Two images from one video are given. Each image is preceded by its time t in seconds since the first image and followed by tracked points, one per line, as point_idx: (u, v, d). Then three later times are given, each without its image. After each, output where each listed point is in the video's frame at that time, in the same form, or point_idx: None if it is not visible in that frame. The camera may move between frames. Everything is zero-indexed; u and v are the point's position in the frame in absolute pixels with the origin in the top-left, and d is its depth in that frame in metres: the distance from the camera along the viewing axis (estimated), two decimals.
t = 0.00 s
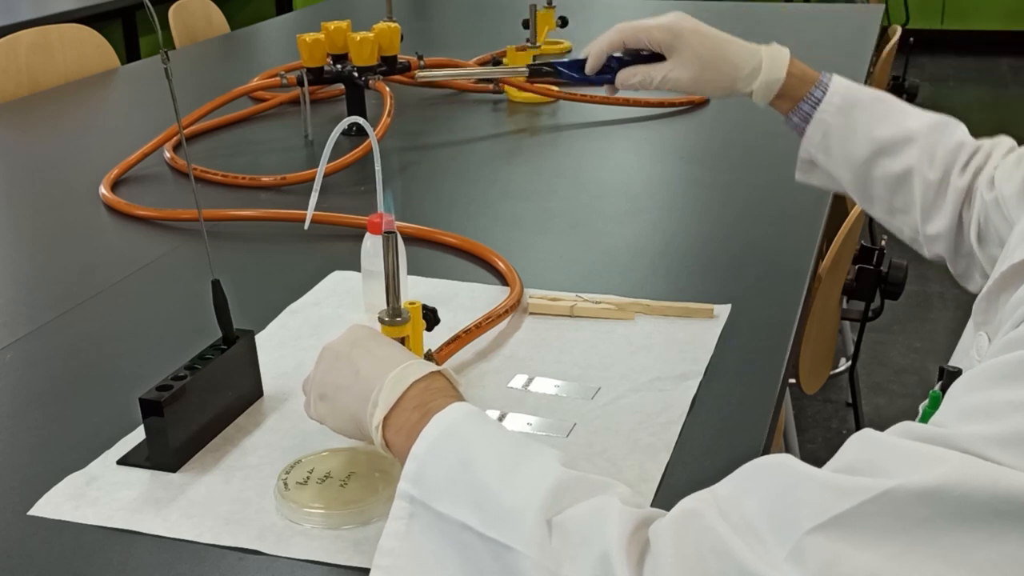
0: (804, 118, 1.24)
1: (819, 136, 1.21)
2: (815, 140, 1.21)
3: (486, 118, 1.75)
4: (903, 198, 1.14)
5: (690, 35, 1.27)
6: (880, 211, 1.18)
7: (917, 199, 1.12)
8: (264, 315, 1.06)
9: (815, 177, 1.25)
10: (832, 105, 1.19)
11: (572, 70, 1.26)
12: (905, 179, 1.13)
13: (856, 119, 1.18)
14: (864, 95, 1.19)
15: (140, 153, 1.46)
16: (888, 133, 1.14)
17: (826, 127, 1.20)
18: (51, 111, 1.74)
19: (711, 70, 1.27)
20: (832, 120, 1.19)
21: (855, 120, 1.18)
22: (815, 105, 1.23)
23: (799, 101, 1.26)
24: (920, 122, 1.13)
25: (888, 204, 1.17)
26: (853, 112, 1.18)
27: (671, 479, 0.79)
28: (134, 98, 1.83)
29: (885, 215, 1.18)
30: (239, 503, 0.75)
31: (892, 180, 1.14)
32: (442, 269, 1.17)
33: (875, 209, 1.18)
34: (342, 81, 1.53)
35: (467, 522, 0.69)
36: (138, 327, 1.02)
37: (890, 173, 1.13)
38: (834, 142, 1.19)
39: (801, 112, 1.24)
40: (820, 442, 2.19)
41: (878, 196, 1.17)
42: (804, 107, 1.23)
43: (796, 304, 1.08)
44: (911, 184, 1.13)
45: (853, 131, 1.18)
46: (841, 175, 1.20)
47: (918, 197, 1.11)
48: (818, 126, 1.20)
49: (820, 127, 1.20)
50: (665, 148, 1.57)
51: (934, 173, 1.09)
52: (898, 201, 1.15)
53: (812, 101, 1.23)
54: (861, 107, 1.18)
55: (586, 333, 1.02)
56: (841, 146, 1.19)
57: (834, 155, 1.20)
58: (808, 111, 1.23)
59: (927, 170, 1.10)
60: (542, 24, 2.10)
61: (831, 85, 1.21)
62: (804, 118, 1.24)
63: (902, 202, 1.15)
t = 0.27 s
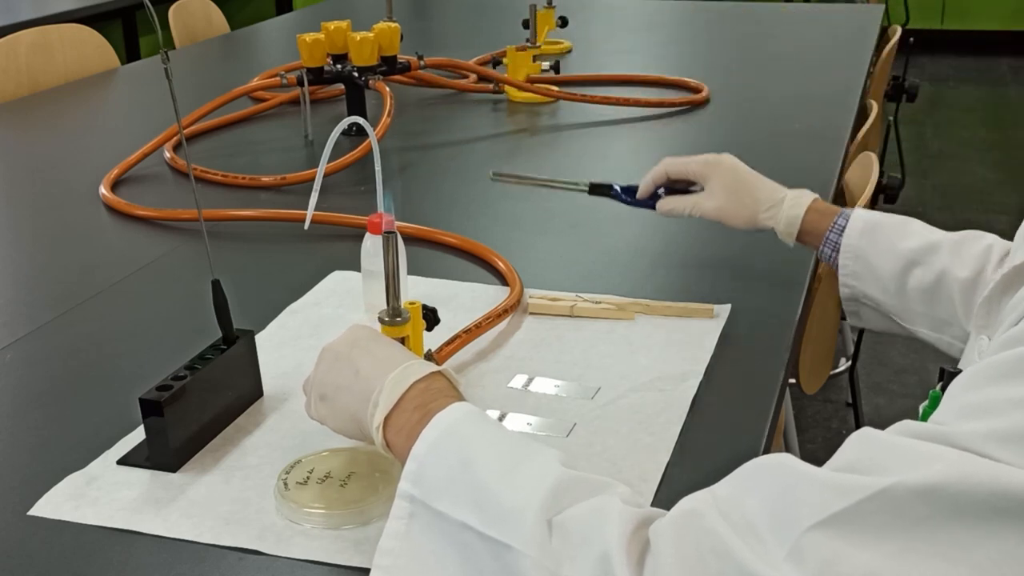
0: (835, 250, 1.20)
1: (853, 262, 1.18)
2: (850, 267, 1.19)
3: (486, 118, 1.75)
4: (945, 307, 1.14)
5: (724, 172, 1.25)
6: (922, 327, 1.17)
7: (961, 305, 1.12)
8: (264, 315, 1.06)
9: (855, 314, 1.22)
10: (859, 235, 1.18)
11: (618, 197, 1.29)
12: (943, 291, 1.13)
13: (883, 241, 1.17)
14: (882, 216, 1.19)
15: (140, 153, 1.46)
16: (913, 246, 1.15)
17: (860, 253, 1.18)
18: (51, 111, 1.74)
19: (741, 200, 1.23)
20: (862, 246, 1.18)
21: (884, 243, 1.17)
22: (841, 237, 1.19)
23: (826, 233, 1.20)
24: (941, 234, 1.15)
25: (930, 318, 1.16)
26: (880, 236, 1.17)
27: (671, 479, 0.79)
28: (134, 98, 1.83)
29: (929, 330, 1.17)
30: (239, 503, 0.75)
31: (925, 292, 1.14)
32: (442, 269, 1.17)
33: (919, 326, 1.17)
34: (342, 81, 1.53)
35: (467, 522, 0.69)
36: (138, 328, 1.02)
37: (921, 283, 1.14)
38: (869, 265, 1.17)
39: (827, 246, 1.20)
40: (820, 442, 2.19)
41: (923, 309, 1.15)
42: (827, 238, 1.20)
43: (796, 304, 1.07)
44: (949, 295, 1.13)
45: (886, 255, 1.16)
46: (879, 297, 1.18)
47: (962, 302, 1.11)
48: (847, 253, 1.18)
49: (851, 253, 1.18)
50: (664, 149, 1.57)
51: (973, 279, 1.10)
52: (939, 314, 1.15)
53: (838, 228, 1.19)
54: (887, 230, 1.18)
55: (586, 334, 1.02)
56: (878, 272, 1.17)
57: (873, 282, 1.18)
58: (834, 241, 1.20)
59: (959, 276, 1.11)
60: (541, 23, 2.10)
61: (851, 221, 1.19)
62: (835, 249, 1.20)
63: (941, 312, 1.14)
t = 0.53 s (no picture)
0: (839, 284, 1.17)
1: (858, 294, 1.18)
2: (856, 299, 1.18)
3: (486, 118, 1.75)
4: (951, 330, 1.15)
5: (727, 207, 1.19)
6: (929, 351, 1.18)
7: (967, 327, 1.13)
8: (264, 315, 1.06)
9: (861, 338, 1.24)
10: (861, 268, 1.17)
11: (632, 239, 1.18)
12: (947, 313, 1.14)
13: (886, 270, 1.17)
14: (882, 245, 1.19)
15: (140, 153, 1.46)
16: (914, 273, 1.15)
17: (865, 283, 1.17)
18: (51, 111, 1.74)
19: (744, 234, 1.15)
20: (866, 277, 1.17)
21: (886, 272, 1.17)
22: (842, 269, 1.17)
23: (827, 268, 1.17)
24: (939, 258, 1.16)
25: (937, 342, 1.16)
26: (881, 265, 1.17)
27: (671, 479, 0.79)
28: (134, 98, 1.83)
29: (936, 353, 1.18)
30: (239, 503, 0.75)
31: (930, 316, 1.15)
32: (442, 269, 1.17)
33: (926, 350, 1.18)
34: (342, 81, 1.53)
35: (468, 522, 0.69)
36: (138, 328, 1.02)
37: (925, 308, 1.14)
38: (874, 296, 1.17)
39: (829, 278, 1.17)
40: (820, 442, 2.19)
41: (931, 333, 1.16)
42: (829, 270, 1.16)
43: (796, 305, 1.07)
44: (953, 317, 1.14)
45: (890, 285, 1.16)
46: (886, 325, 1.18)
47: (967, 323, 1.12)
48: (851, 283, 1.18)
49: (853, 281, 1.17)
50: (664, 149, 1.57)
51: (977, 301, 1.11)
52: (945, 336, 1.16)
53: (839, 261, 1.16)
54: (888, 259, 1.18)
55: (586, 333, 1.02)
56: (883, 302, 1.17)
57: (879, 311, 1.18)
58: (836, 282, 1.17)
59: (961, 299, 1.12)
60: (541, 23, 2.10)
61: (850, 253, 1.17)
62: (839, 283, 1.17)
63: (947, 334, 1.15)
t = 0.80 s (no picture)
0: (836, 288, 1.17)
1: (855, 301, 1.18)
2: (854, 305, 1.19)
3: (486, 118, 1.75)
4: (949, 335, 1.14)
5: (724, 217, 1.17)
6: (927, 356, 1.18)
7: (964, 332, 1.13)
8: (264, 315, 1.06)
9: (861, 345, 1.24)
10: (857, 274, 1.18)
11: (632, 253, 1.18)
12: (943, 318, 1.14)
13: (882, 277, 1.17)
14: (879, 252, 1.19)
15: (140, 154, 1.46)
16: (909, 279, 1.15)
17: (862, 289, 1.17)
18: (51, 111, 1.74)
19: (741, 241, 1.13)
20: (863, 283, 1.17)
21: (883, 278, 1.17)
22: (840, 275, 1.16)
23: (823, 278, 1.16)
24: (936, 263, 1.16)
25: (934, 346, 1.16)
26: (878, 272, 1.17)
27: (671, 478, 0.79)
28: (133, 98, 1.83)
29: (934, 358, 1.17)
30: (239, 503, 0.75)
31: (926, 321, 1.15)
32: (442, 269, 1.17)
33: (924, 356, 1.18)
34: (342, 81, 1.53)
35: (465, 520, 0.69)
36: (138, 328, 1.02)
37: (921, 313, 1.15)
38: (871, 302, 1.18)
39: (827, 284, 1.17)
40: (820, 442, 2.19)
41: (929, 339, 1.16)
42: (826, 276, 1.16)
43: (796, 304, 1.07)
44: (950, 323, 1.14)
45: (886, 291, 1.17)
46: (884, 331, 1.19)
47: (964, 327, 1.12)
48: (847, 291, 1.18)
49: (849, 288, 1.18)
50: (664, 149, 1.57)
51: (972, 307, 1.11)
52: (942, 341, 1.15)
53: (836, 266, 1.17)
54: (884, 265, 1.18)
55: (586, 334, 1.02)
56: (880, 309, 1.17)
57: (877, 317, 1.18)
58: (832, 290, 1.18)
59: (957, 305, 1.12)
60: (541, 23, 2.10)
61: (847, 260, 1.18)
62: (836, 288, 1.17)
63: (944, 339, 1.15)
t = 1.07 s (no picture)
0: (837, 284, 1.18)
1: (855, 296, 1.18)
2: (854, 300, 1.18)
3: (486, 118, 1.75)
4: (946, 330, 1.14)
5: (724, 213, 1.18)
6: (923, 350, 1.17)
7: (961, 328, 1.12)
8: (264, 315, 1.06)
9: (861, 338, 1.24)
10: (857, 271, 1.17)
11: (632, 254, 1.18)
12: (942, 314, 1.13)
13: (884, 272, 1.17)
14: (881, 247, 1.19)
15: (140, 154, 1.46)
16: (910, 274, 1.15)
17: (861, 284, 1.17)
18: (51, 111, 1.74)
19: (742, 239, 1.14)
20: (863, 278, 1.17)
21: (883, 274, 1.17)
22: (841, 270, 1.17)
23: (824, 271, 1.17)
24: (937, 259, 1.15)
25: (931, 341, 1.16)
26: (879, 268, 1.17)
27: (671, 479, 0.79)
28: (133, 98, 1.83)
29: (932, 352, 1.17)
30: (239, 503, 0.75)
31: (925, 317, 1.15)
32: (442, 269, 1.17)
33: (922, 350, 1.18)
34: (342, 81, 1.53)
35: (469, 519, 0.69)
36: (138, 328, 1.02)
37: (919, 309, 1.14)
38: (870, 296, 1.17)
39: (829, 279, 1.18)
40: (820, 442, 2.19)
41: (927, 334, 1.16)
42: (827, 271, 1.16)
43: (796, 304, 1.07)
44: (948, 319, 1.13)
45: (886, 287, 1.16)
46: (884, 326, 1.19)
47: (961, 324, 1.12)
48: (848, 285, 1.18)
49: (850, 283, 1.17)
50: (664, 149, 1.57)
51: (972, 305, 1.11)
52: (939, 337, 1.15)
53: (838, 260, 1.17)
54: (884, 261, 1.17)
55: (586, 333, 1.02)
56: (879, 303, 1.17)
57: (875, 313, 1.18)
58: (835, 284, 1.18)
59: (955, 302, 1.12)
60: (542, 23, 2.10)
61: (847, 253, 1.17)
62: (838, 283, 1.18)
63: (942, 334, 1.15)
